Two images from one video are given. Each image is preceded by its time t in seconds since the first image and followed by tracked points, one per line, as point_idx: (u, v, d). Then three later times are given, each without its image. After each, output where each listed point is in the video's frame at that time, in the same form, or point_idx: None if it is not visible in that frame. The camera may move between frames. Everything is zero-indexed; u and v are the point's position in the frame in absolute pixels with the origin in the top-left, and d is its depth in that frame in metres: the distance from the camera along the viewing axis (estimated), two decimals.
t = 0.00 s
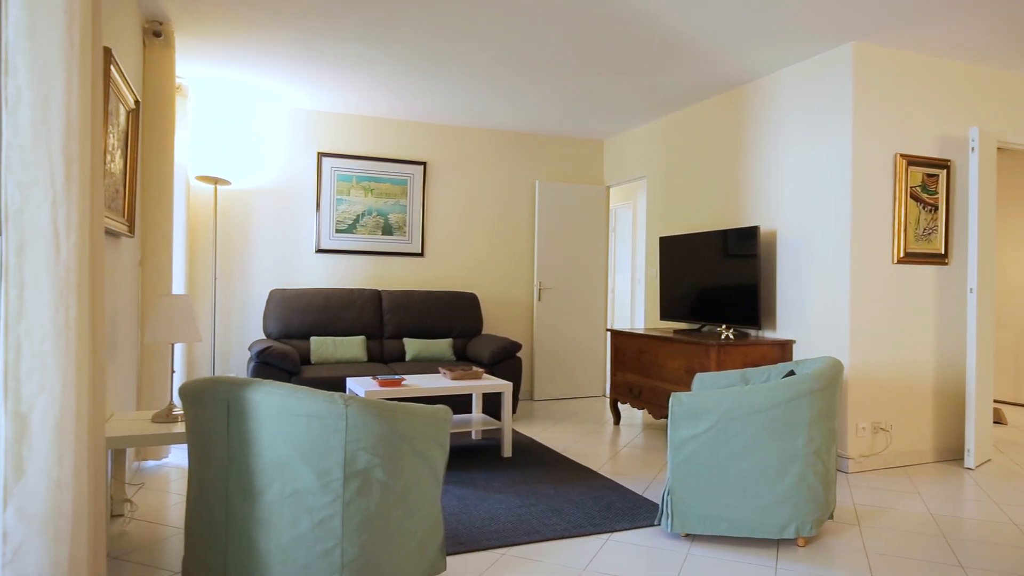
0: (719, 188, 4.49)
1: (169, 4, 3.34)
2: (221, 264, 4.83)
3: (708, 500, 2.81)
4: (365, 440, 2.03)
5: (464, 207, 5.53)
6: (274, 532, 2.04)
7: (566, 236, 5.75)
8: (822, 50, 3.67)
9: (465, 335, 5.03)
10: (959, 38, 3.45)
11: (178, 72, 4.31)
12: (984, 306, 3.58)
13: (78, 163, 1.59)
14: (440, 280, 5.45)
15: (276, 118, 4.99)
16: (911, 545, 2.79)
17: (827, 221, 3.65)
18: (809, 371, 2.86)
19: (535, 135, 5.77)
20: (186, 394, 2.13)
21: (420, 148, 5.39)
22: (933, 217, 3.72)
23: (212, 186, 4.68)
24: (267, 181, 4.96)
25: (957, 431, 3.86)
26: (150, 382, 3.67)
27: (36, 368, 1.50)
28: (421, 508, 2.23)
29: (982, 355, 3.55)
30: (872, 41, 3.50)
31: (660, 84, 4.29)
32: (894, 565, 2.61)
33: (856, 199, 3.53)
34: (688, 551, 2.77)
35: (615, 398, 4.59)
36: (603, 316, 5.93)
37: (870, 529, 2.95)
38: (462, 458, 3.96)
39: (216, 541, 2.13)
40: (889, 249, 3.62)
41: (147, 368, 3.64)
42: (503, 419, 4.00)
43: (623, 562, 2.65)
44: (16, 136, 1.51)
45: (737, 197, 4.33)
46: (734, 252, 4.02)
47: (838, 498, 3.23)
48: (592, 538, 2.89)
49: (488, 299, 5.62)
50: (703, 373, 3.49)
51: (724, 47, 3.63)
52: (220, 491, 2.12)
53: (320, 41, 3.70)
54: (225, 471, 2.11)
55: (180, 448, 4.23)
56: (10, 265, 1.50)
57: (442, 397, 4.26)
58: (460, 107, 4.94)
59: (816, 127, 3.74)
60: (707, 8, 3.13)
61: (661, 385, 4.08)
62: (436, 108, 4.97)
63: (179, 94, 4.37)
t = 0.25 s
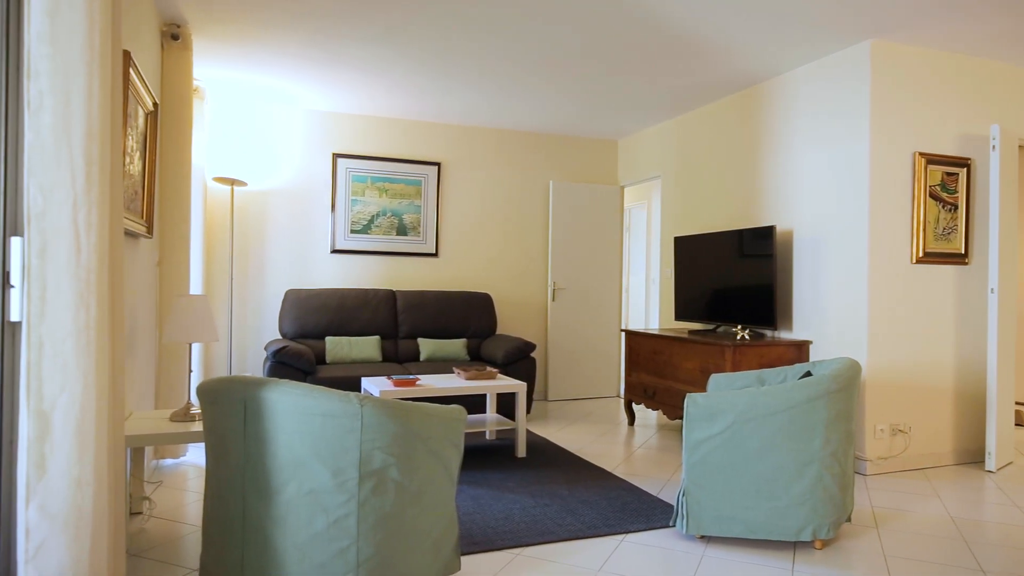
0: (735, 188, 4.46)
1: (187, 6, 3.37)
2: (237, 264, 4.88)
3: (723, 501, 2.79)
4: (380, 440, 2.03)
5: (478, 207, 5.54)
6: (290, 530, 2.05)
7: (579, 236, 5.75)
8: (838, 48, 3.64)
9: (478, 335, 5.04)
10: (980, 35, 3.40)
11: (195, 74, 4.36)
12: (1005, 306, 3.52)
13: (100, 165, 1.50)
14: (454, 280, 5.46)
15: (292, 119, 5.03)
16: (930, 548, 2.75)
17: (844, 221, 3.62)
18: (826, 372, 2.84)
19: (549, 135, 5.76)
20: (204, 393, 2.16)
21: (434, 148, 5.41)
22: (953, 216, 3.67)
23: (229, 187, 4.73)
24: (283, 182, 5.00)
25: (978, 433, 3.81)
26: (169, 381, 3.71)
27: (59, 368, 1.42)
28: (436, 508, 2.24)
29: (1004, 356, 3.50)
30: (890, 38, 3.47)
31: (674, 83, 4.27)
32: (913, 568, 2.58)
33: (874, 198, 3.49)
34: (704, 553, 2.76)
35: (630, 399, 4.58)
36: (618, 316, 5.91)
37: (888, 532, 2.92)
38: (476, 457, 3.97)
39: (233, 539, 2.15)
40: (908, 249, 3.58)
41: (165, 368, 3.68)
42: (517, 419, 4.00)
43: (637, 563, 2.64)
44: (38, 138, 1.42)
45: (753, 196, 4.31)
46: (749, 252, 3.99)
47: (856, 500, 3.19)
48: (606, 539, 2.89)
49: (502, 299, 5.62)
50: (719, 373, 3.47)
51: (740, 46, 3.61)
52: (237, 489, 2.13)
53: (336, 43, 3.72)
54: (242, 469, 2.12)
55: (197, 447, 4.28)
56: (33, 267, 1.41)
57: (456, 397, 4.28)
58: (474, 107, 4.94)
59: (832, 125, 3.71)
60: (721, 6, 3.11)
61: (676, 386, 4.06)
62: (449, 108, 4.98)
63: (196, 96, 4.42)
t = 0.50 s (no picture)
0: (750, 187, 4.43)
1: (205, 9, 3.40)
2: (254, 265, 4.92)
3: (739, 503, 2.77)
4: (394, 440, 2.04)
5: (492, 207, 5.55)
6: (307, 528, 2.06)
7: (593, 236, 5.74)
8: (855, 46, 3.60)
9: (493, 335, 5.05)
10: (1001, 31, 3.35)
11: (213, 76, 4.40)
12: None
13: (119, 166, 1.51)
14: (468, 280, 5.48)
15: (308, 120, 5.06)
16: (950, 552, 2.72)
17: (861, 220, 3.58)
18: (843, 372, 2.81)
19: (563, 135, 5.76)
20: (221, 392, 2.18)
21: (448, 149, 5.43)
22: (973, 215, 3.63)
23: (246, 188, 4.77)
24: (299, 183, 5.04)
25: (999, 435, 3.75)
26: (186, 380, 3.75)
27: (79, 366, 1.43)
28: (450, 507, 2.25)
29: None
30: (909, 35, 3.43)
31: (688, 82, 4.25)
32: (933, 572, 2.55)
33: (892, 197, 3.45)
34: (719, 554, 2.74)
35: (644, 399, 4.56)
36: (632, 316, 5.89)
37: (907, 535, 2.89)
38: (491, 458, 3.97)
39: (251, 537, 2.17)
40: (927, 248, 3.54)
41: (183, 367, 3.72)
42: (531, 419, 4.00)
43: (652, 564, 2.63)
44: (60, 139, 1.43)
45: (769, 196, 4.28)
46: (765, 252, 3.96)
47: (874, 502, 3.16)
48: (621, 540, 2.88)
49: (516, 299, 5.62)
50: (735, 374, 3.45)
51: (755, 44, 3.59)
52: (254, 487, 2.15)
53: (351, 44, 3.74)
54: (259, 468, 2.14)
55: (214, 445, 4.32)
56: (54, 267, 1.42)
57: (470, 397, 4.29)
58: (488, 108, 4.95)
59: (850, 124, 3.68)
60: (736, 4, 3.09)
61: (691, 387, 4.04)
62: (464, 109, 4.99)
63: (213, 98, 4.46)
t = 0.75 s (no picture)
0: (767, 186, 4.40)
1: (222, 12, 3.43)
2: (270, 266, 4.96)
3: (755, 504, 2.75)
4: (409, 439, 2.05)
5: (506, 207, 5.55)
6: (322, 527, 2.07)
7: (608, 236, 5.72)
8: (874, 43, 3.56)
9: (507, 335, 5.05)
10: None
11: (230, 78, 4.44)
12: None
13: (138, 167, 1.52)
14: (482, 280, 5.48)
15: (324, 121, 5.09)
16: (971, 556, 2.68)
17: (880, 220, 3.54)
18: (861, 373, 2.78)
19: (576, 135, 5.75)
20: (239, 390, 2.20)
21: (462, 149, 5.44)
22: (994, 214, 3.58)
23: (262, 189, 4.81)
24: (315, 183, 5.07)
25: (1021, 438, 3.70)
26: (204, 380, 3.79)
27: (99, 364, 1.44)
28: (464, 506, 2.25)
29: None
30: (928, 32, 3.39)
31: (704, 81, 4.22)
32: None
33: (911, 196, 3.41)
34: (735, 556, 2.72)
35: (659, 400, 4.54)
36: (646, 317, 5.87)
37: (927, 538, 2.85)
38: (505, 458, 3.98)
39: (267, 534, 2.19)
40: (947, 248, 3.49)
41: (200, 367, 3.76)
42: (545, 419, 4.00)
43: (668, 566, 2.62)
44: (81, 141, 1.44)
45: (785, 195, 4.24)
46: (781, 252, 3.93)
47: (892, 505, 3.13)
48: (636, 541, 2.87)
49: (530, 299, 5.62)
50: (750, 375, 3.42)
51: (772, 42, 3.56)
52: (271, 485, 2.17)
53: (367, 46, 3.76)
54: (276, 467, 2.16)
55: (231, 444, 4.35)
56: (75, 266, 1.43)
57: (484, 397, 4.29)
58: (502, 108, 4.95)
59: (868, 122, 3.64)
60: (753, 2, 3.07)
61: (706, 387, 4.01)
62: (478, 109, 5.00)
63: (230, 99, 4.50)
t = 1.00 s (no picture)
0: (782, 186, 4.37)
1: (239, 14, 3.47)
2: (285, 266, 4.99)
3: (770, 506, 2.73)
4: (424, 439, 2.05)
5: (519, 208, 5.55)
6: (338, 526, 2.08)
7: (622, 237, 5.70)
8: (891, 41, 3.53)
9: (521, 335, 5.05)
10: None
11: (247, 80, 4.48)
12: None
13: (157, 170, 1.54)
14: (496, 281, 5.49)
15: (339, 123, 5.12)
16: (993, 560, 2.64)
17: (898, 219, 3.51)
18: (880, 375, 2.75)
19: (590, 135, 5.74)
20: (255, 390, 2.21)
21: (476, 149, 5.44)
22: (1015, 213, 3.53)
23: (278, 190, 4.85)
24: (331, 184, 5.10)
25: None
26: (221, 379, 3.82)
27: (119, 363, 1.46)
28: (479, 506, 2.26)
29: None
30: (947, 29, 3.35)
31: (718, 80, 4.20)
32: None
33: (930, 195, 3.37)
34: (751, 558, 2.70)
35: (674, 401, 4.52)
36: (661, 317, 5.84)
37: (947, 541, 2.81)
38: (519, 458, 3.98)
39: (284, 533, 2.20)
40: (967, 248, 3.45)
41: (217, 366, 3.79)
42: (559, 420, 4.00)
43: (683, 567, 2.61)
44: (101, 143, 1.46)
45: (802, 195, 4.21)
46: (798, 252, 3.90)
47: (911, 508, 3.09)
48: (651, 542, 2.86)
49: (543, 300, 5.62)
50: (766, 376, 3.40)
51: (788, 41, 3.53)
52: (287, 484, 2.18)
53: (382, 47, 3.78)
54: (292, 466, 2.17)
55: (247, 443, 4.39)
56: (95, 267, 1.45)
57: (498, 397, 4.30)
58: (516, 108, 4.95)
59: (885, 121, 3.60)
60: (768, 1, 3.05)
61: (721, 388, 3.99)
62: (491, 110, 5.00)
63: (246, 101, 4.54)
